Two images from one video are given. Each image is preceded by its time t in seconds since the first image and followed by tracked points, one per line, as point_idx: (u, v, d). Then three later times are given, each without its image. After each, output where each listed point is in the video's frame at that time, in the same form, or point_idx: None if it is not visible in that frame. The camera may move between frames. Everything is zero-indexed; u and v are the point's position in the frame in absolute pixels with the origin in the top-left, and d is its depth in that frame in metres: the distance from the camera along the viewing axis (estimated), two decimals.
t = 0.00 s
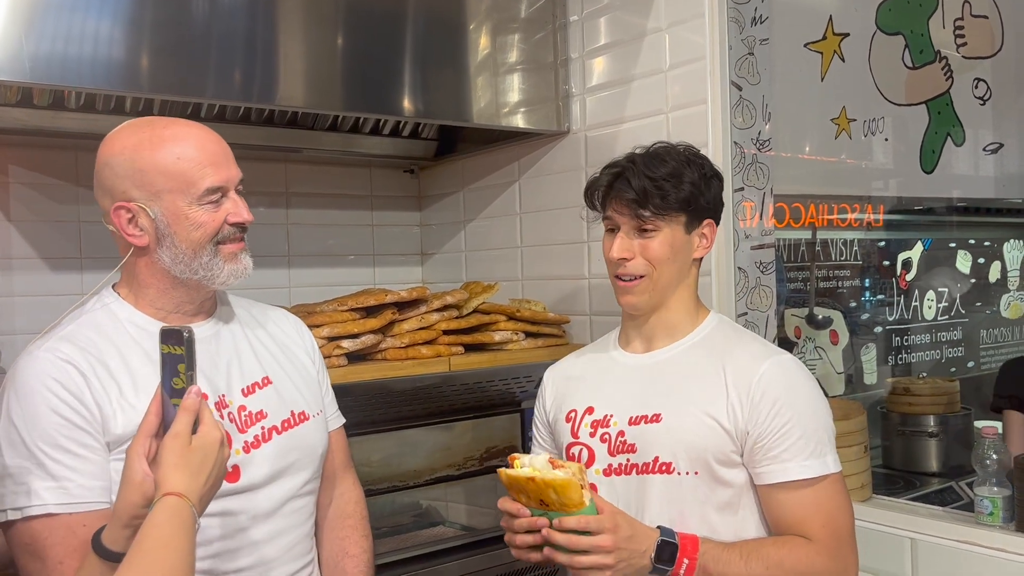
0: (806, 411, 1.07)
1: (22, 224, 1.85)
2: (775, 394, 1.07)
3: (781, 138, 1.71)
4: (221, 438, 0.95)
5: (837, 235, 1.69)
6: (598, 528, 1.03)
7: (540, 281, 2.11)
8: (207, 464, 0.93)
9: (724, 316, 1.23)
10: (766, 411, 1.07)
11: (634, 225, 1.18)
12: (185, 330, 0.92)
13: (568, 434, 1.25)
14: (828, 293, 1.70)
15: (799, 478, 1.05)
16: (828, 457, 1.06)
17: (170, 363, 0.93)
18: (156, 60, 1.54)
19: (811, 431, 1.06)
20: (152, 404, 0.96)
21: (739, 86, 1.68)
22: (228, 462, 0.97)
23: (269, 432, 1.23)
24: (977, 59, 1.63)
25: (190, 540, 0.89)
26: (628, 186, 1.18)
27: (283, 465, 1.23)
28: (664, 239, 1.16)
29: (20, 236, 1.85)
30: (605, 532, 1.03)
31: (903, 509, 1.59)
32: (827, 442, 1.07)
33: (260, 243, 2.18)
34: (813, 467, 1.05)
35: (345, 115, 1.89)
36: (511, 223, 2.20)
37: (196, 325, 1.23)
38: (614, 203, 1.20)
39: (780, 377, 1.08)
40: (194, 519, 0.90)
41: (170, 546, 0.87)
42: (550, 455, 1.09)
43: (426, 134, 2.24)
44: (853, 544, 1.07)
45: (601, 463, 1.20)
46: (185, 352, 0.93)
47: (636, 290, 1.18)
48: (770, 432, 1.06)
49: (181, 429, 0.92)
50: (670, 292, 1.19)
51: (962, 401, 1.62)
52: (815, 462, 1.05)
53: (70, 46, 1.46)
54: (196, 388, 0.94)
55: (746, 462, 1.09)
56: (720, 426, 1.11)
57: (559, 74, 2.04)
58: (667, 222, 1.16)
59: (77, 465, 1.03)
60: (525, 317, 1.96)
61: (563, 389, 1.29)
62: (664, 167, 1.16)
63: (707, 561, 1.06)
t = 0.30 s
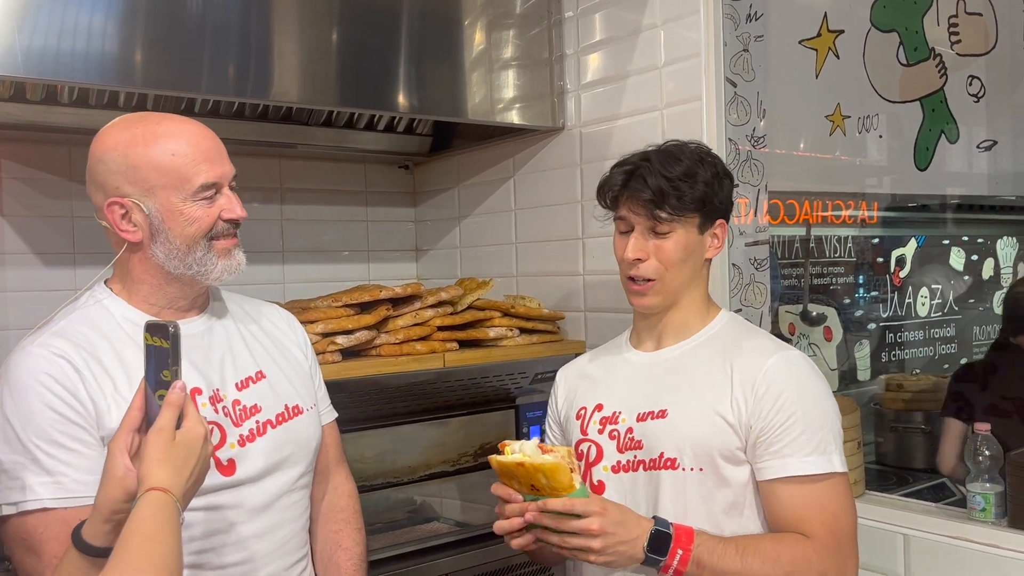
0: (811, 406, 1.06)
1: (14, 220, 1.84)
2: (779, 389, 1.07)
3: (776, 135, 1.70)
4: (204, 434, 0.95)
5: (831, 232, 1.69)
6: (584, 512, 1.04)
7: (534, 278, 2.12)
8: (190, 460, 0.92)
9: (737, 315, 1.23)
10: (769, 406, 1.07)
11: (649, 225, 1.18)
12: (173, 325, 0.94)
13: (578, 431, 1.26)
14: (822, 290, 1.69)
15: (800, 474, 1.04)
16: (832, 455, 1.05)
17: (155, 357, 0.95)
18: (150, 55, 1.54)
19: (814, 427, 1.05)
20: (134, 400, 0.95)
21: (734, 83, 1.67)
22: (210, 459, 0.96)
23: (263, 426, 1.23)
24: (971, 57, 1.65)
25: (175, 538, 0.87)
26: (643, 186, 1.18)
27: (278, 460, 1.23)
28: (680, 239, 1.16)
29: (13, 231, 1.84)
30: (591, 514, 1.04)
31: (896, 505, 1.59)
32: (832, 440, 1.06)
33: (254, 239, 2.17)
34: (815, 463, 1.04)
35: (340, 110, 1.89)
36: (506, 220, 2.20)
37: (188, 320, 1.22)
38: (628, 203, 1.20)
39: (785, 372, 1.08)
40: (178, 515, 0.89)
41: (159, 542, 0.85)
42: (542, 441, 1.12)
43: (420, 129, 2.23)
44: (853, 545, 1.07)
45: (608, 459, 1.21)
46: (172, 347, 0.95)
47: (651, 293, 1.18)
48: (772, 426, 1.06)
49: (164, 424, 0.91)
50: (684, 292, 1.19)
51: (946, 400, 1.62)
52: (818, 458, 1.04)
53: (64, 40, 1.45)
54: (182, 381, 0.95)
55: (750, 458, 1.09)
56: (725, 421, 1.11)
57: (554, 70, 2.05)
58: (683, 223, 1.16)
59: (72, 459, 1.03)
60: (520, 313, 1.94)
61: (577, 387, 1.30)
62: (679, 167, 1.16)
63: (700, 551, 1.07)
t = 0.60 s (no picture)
0: (851, 416, 1.07)
1: (4, 215, 1.83)
2: (822, 396, 1.07)
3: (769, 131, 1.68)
4: (180, 433, 0.93)
5: (824, 228, 1.68)
6: (639, 511, 0.97)
7: (527, 273, 2.12)
8: (165, 461, 0.91)
9: (769, 314, 1.23)
10: (810, 412, 1.07)
11: (681, 229, 1.15)
12: (149, 321, 0.91)
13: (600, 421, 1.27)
14: (814, 287, 1.68)
15: (836, 483, 1.05)
16: (868, 467, 1.06)
17: (128, 354, 0.92)
18: (141, 49, 1.53)
19: (853, 438, 1.06)
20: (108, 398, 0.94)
21: (727, 79, 1.68)
22: (186, 459, 0.95)
23: (254, 422, 1.22)
24: (964, 53, 1.67)
25: (149, 540, 0.86)
26: (678, 187, 1.14)
27: (269, 456, 1.23)
28: (711, 245, 1.14)
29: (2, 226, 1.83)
30: (644, 517, 0.97)
31: (886, 501, 1.60)
32: (868, 451, 1.07)
33: (245, 233, 2.16)
34: (851, 474, 1.05)
35: (332, 104, 1.88)
36: (498, 215, 2.20)
37: (177, 316, 1.22)
38: (661, 204, 1.17)
39: (828, 379, 1.08)
40: (151, 516, 0.87)
41: (131, 543, 0.84)
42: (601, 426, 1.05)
43: (412, 124, 2.24)
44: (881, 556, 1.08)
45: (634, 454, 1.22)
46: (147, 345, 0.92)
47: (679, 299, 1.17)
48: (811, 433, 1.07)
49: (139, 423, 0.89)
50: (715, 298, 1.19)
51: (938, 396, 1.63)
52: (855, 469, 1.05)
53: (54, 34, 1.44)
54: (157, 378, 0.92)
55: (783, 463, 1.10)
56: (760, 423, 1.11)
57: (547, 65, 2.04)
58: (716, 228, 1.14)
59: (62, 456, 1.03)
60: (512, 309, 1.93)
61: (596, 376, 1.31)
62: (716, 168, 1.13)
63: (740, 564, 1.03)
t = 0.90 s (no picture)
0: (877, 421, 1.09)
1: None
2: (849, 399, 1.09)
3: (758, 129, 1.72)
4: (148, 432, 0.92)
5: (812, 224, 1.71)
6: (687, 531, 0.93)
7: (518, 268, 2.12)
8: (131, 460, 0.90)
9: (786, 313, 1.23)
10: (838, 415, 1.08)
11: (715, 243, 1.12)
12: (116, 316, 0.88)
13: (615, 421, 1.25)
14: (803, 282, 1.72)
15: (864, 488, 1.06)
16: (893, 471, 1.08)
17: (98, 349, 0.89)
18: (130, 42, 1.52)
19: (878, 443, 1.08)
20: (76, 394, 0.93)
21: (717, 74, 1.71)
22: (154, 458, 0.94)
23: (243, 418, 1.22)
24: (952, 50, 1.64)
25: (111, 541, 0.85)
26: (714, 201, 1.10)
27: (258, 452, 1.23)
28: (745, 255, 1.14)
29: None
30: (692, 537, 0.93)
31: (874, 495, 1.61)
32: (892, 456, 1.09)
33: (235, 227, 2.15)
34: (878, 479, 1.06)
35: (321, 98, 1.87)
36: (488, 210, 2.20)
37: (165, 312, 1.21)
38: (693, 216, 1.12)
39: (855, 383, 1.10)
40: (115, 517, 0.87)
41: (93, 544, 0.84)
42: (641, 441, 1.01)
43: (403, 118, 2.23)
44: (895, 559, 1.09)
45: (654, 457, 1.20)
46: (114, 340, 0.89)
47: (712, 312, 1.16)
48: (839, 437, 1.08)
49: (104, 422, 0.88)
50: (740, 303, 1.18)
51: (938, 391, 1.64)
52: (880, 474, 1.06)
53: (42, 26, 1.43)
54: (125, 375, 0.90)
55: (808, 466, 1.11)
56: (788, 427, 1.11)
57: (538, 60, 2.04)
58: (750, 239, 1.13)
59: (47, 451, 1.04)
60: (502, 303, 1.93)
61: (608, 373, 1.29)
62: (749, 177, 1.11)
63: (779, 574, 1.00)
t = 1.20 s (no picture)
0: (881, 420, 1.09)
1: None
2: (855, 399, 1.09)
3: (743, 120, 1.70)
4: (115, 428, 0.92)
5: (795, 216, 1.70)
6: (698, 526, 0.96)
7: (502, 260, 2.12)
8: (98, 457, 0.89)
9: (792, 305, 1.24)
10: (843, 415, 1.09)
11: (722, 245, 1.12)
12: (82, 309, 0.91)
13: (617, 418, 1.26)
14: (785, 274, 1.71)
15: (865, 486, 1.07)
16: (896, 470, 1.09)
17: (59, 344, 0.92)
18: (111, 29, 1.50)
19: (881, 441, 1.08)
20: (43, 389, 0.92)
21: (701, 66, 1.72)
22: (122, 454, 0.93)
23: (226, 411, 1.22)
24: (935, 44, 1.68)
25: (74, 539, 0.85)
26: (721, 204, 1.10)
27: (242, 445, 1.23)
28: (753, 254, 1.14)
29: None
30: (701, 533, 0.96)
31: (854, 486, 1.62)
32: (896, 454, 1.10)
33: (217, 217, 2.14)
34: (881, 478, 1.07)
35: (304, 88, 1.86)
36: (473, 201, 2.20)
37: (146, 304, 1.21)
38: (699, 218, 1.12)
39: (861, 381, 1.10)
40: (79, 516, 0.86)
41: (54, 544, 0.83)
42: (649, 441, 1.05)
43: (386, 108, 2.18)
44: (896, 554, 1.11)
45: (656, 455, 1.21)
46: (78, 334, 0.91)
47: (718, 312, 1.16)
48: (843, 436, 1.09)
49: (69, 418, 0.87)
50: (747, 299, 1.19)
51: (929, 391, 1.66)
52: (882, 472, 1.07)
53: (22, 12, 1.42)
54: (90, 371, 0.91)
55: (812, 465, 1.11)
56: (792, 427, 1.12)
57: (522, 51, 2.03)
58: (758, 240, 1.12)
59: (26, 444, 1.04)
60: (486, 295, 1.93)
61: (610, 369, 1.30)
62: (756, 177, 1.10)
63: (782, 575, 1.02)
